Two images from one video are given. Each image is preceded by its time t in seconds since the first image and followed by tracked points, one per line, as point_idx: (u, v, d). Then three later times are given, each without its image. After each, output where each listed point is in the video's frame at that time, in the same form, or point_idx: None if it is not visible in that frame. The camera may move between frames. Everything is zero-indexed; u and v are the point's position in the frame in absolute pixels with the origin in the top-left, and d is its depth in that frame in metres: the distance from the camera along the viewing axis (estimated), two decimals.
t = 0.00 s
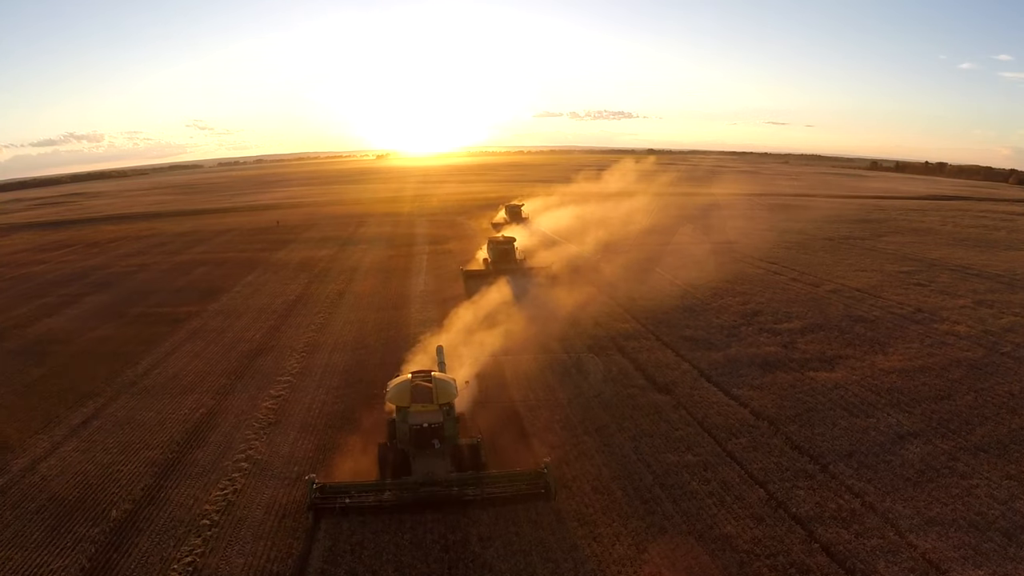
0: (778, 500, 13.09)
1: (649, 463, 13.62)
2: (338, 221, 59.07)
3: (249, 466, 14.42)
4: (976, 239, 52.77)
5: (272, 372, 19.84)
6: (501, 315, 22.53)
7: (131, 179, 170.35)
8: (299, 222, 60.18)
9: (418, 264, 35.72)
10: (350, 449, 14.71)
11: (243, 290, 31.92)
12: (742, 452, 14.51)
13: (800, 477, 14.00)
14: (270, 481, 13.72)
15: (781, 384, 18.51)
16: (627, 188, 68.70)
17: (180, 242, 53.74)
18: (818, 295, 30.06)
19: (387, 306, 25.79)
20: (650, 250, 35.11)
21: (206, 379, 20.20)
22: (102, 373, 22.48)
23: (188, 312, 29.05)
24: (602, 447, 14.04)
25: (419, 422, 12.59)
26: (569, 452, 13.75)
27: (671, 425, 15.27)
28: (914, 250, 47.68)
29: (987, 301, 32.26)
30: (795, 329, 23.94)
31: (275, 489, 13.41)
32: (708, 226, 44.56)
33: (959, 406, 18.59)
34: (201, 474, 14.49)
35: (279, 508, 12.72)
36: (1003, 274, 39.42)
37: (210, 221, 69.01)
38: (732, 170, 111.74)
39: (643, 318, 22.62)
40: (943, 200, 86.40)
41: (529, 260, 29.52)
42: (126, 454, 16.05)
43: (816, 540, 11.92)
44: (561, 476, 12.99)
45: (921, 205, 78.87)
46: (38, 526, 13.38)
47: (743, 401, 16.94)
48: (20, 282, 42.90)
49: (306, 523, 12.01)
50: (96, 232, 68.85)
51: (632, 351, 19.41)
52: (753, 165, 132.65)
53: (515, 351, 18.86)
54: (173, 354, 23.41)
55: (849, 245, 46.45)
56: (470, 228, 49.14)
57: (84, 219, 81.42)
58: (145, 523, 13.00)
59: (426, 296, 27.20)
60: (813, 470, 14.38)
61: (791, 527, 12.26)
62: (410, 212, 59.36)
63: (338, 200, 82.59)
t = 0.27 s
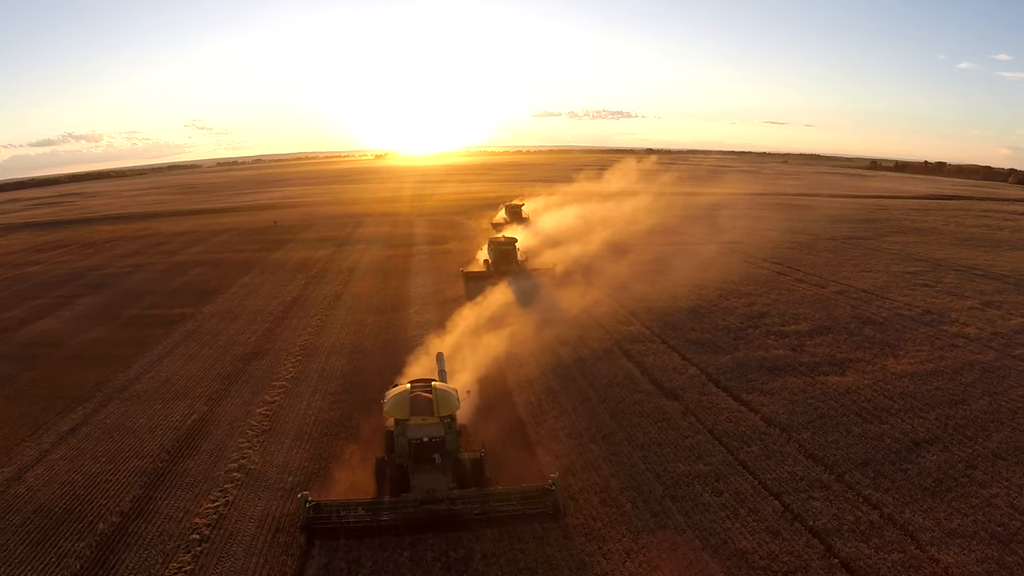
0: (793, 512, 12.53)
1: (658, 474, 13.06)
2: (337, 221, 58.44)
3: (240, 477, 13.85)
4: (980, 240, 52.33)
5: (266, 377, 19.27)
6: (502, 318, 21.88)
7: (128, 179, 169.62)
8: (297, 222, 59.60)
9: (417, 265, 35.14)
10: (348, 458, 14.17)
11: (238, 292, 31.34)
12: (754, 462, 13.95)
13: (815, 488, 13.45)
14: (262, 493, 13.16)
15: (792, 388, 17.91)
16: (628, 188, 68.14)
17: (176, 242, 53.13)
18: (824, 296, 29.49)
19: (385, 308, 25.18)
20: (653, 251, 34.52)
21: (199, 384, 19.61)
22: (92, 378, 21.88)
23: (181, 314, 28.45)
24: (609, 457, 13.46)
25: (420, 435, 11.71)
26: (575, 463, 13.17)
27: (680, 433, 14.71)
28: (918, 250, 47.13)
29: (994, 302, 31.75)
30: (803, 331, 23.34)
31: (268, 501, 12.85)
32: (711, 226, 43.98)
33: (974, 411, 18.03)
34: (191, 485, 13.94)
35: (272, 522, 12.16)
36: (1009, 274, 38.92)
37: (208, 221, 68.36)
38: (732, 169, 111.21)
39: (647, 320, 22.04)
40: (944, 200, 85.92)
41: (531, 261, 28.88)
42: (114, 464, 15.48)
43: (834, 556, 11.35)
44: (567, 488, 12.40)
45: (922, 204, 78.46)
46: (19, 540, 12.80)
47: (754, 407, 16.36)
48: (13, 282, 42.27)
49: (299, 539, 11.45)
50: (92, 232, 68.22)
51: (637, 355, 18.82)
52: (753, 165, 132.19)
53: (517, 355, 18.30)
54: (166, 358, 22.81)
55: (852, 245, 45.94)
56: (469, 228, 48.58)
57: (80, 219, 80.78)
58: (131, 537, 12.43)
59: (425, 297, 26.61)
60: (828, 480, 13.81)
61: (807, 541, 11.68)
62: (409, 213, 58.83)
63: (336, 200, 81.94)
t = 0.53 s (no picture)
0: (810, 526, 11.99)
1: (669, 485, 12.51)
2: (335, 221, 57.83)
3: (233, 488, 13.29)
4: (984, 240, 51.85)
5: (261, 382, 18.71)
6: (504, 321, 21.33)
7: (127, 179, 168.94)
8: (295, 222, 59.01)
9: (416, 266, 34.56)
10: (344, 468, 13.61)
11: (234, 293, 30.76)
12: (768, 472, 13.41)
13: (831, 500, 12.91)
14: (255, 506, 12.60)
15: (804, 394, 17.35)
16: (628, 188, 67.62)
17: (173, 243, 52.53)
18: (832, 298, 28.93)
19: (383, 310, 24.55)
20: (656, 252, 33.96)
21: (192, 389, 19.03)
22: (83, 383, 21.27)
23: (175, 317, 27.85)
24: (617, 468, 12.90)
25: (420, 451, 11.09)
26: (582, 475, 12.61)
27: (690, 441, 14.16)
28: (923, 250, 46.61)
29: (1003, 303, 31.25)
30: (812, 334, 22.80)
31: (261, 514, 12.30)
32: (714, 226, 43.42)
33: (990, 417, 17.50)
34: (182, 496, 13.36)
35: (265, 538, 11.59)
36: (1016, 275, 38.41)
37: (205, 221, 67.77)
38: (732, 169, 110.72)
39: (653, 323, 21.47)
40: (946, 200, 85.41)
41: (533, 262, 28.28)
42: (102, 473, 14.90)
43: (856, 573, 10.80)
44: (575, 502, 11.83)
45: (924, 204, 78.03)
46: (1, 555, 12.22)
47: (765, 414, 15.82)
48: (6, 284, 41.63)
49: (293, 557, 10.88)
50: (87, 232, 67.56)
51: (643, 359, 18.27)
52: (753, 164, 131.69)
53: (519, 361, 17.76)
54: (159, 362, 22.20)
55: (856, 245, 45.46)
56: (469, 228, 48.01)
57: (76, 220, 80.12)
58: (117, 552, 11.85)
59: (424, 298, 26.03)
60: (845, 492, 13.26)
61: (826, 557, 11.13)
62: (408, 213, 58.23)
63: (334, 200, 81.28)
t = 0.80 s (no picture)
0: (828, 540, 11.43)
1: (681, 498, 11.95)
2: (333, 221, 57.27)
3: (223, 502, 12.69)
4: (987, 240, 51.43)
5: (255, 387, 18.13)
6: (505, 324, 20.75)
7: (124, 179, 168.24)
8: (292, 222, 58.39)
9: (415, 266, 33.95)
10: (340, 480, 13.02)
11: (229, 295, 30.14)
12: (783, 483, 12.86)
13: (849, 512, 12.39)
14: (247, 520, 12.00)
15: (816, 400, 16.80)
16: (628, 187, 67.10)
17: (169, 243, 51.92)
18: (838, 298, 28.38)
19: (382, 312, 23.97)
20: (659, 252, 33.41)
21: (184, 395, 18.43)
22: (72, 388, 20.63)
23: (169, 319, 27.23)
24: (627, 480, 12.31)
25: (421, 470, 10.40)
26: (591, 488, 12.02)
27: (700, 450, 13.62)
28: (927, 250, 46.10)
29: (1010, 304, 30.77)
30: (821, 337, 22.25)
31: (253, 529, 11.72)
32: (716, 226, 42.90)
33: (1008, 423, 16.95)
34: (170, 510, 12.76)
35: (256, 556, 11.00)
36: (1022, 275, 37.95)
37: (202, 221, 67.22)
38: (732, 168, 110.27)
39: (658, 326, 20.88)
40: (947, 199, 84.93)
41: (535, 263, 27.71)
42: (89, 484, 14.30)
43: None
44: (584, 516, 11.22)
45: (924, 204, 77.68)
46: None
47: (777, 420, 15.29)
48: None
49: None
50: (83, 232, 66.89)
51: (649, 363, 17.70)
52: (753, 164, 131.29)
53: (522, 366, 17.20)
54: (151, 366, 21.61)
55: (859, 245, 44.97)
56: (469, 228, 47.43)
57: (72, 220, 79.46)
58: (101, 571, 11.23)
59: (423, 300, 25.41)
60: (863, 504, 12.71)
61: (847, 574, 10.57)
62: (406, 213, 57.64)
63: (332, 199, 80.73)
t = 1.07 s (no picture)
0: (847, 555, 10.89)
1: (692, 510, 11.42)
2: (331, 221, 56.66)
3: (214, 515, 12.11)
4: (991, 240, 50.97)
5: (249, 393, 17.53)
6: (506, 327, 20.17)
7: (121, 180, 167.59)
8: (289, 222, 57.76)
9: (413, 268, 33.39)
10: (337, 491, 12.46)
11: (224, 297, 29.55)
12: (798, 495, 12.34)
13: (868, 525, 11.89)
14: (238, 536, 11.43)
15: (828, 406, 16.30)
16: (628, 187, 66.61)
17: (164, 244, 51.28)
18: (845, 300, 27.84)
19: (380, 314, 23.37)
20: (662, 253, 32.86)
21: (176, 401, 17.84)
22: (60, 393, 19.99)
23: (162, 322, 26.62)
24: (637, 493, 11.77)
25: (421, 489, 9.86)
26: (600, 500, 11.47)
27: (712, 459, 13.10)
28: (930, 250, 45.60)
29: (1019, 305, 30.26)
30: (830, 339, 21.70)
31: (245, 546, 11.15)
32: (719, 226, 42.37)
33: None
34: (159, 523, 12.21)
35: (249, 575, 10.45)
36: None
37: (199, 221, 66.59)
38: (732, 168, 109.79)
39: (664, 329, 20.34)
40: (948, 199, 84.48)
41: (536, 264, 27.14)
42: (75, 496, 13.72)
43: None
44: (593, 532, 10.65)
45: (926, 204, 77.24)
46: None
47: (790, 428, 14.78)
48: None
49: None
50: (77, 233, 66.17)
51: (656, 367, 17.14)
52: (753, 164, 130.91)
53: (524, 371, 16.63)
54: (143, 371, 21.01)
55: (862, 245, 44.50)
56: (468, 228, 46.88)
57: (67, 220, 78.74)
58: None
59: (421, 302, 24.81)
60: (881, 517, 12.18)
61: None
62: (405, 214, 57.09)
63: (330, 199, 80.16)
